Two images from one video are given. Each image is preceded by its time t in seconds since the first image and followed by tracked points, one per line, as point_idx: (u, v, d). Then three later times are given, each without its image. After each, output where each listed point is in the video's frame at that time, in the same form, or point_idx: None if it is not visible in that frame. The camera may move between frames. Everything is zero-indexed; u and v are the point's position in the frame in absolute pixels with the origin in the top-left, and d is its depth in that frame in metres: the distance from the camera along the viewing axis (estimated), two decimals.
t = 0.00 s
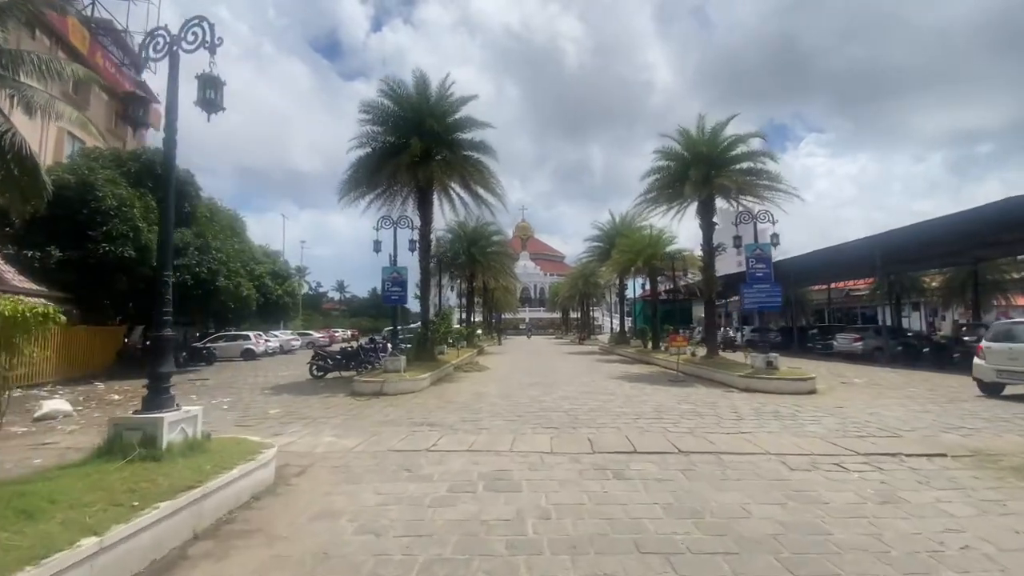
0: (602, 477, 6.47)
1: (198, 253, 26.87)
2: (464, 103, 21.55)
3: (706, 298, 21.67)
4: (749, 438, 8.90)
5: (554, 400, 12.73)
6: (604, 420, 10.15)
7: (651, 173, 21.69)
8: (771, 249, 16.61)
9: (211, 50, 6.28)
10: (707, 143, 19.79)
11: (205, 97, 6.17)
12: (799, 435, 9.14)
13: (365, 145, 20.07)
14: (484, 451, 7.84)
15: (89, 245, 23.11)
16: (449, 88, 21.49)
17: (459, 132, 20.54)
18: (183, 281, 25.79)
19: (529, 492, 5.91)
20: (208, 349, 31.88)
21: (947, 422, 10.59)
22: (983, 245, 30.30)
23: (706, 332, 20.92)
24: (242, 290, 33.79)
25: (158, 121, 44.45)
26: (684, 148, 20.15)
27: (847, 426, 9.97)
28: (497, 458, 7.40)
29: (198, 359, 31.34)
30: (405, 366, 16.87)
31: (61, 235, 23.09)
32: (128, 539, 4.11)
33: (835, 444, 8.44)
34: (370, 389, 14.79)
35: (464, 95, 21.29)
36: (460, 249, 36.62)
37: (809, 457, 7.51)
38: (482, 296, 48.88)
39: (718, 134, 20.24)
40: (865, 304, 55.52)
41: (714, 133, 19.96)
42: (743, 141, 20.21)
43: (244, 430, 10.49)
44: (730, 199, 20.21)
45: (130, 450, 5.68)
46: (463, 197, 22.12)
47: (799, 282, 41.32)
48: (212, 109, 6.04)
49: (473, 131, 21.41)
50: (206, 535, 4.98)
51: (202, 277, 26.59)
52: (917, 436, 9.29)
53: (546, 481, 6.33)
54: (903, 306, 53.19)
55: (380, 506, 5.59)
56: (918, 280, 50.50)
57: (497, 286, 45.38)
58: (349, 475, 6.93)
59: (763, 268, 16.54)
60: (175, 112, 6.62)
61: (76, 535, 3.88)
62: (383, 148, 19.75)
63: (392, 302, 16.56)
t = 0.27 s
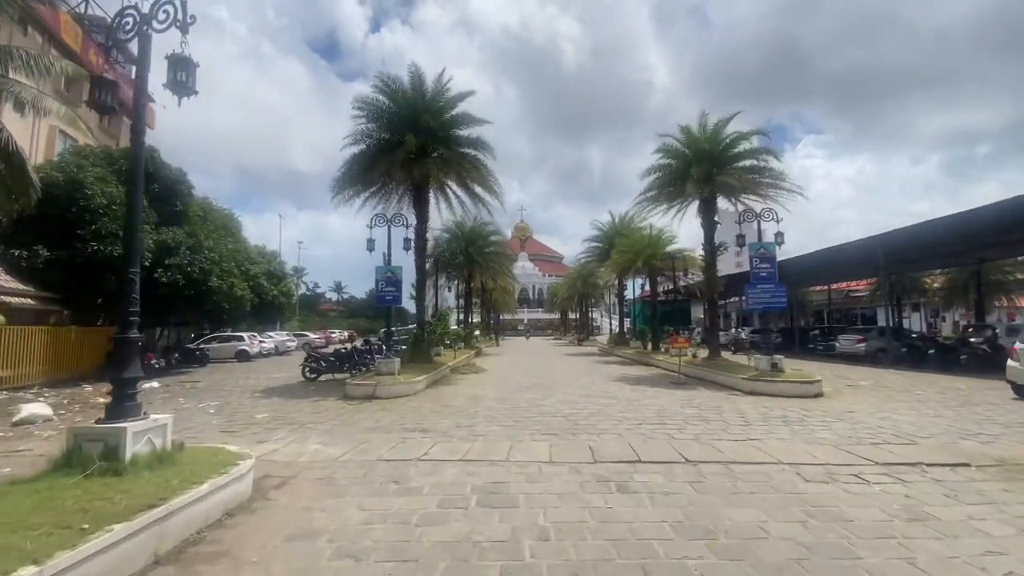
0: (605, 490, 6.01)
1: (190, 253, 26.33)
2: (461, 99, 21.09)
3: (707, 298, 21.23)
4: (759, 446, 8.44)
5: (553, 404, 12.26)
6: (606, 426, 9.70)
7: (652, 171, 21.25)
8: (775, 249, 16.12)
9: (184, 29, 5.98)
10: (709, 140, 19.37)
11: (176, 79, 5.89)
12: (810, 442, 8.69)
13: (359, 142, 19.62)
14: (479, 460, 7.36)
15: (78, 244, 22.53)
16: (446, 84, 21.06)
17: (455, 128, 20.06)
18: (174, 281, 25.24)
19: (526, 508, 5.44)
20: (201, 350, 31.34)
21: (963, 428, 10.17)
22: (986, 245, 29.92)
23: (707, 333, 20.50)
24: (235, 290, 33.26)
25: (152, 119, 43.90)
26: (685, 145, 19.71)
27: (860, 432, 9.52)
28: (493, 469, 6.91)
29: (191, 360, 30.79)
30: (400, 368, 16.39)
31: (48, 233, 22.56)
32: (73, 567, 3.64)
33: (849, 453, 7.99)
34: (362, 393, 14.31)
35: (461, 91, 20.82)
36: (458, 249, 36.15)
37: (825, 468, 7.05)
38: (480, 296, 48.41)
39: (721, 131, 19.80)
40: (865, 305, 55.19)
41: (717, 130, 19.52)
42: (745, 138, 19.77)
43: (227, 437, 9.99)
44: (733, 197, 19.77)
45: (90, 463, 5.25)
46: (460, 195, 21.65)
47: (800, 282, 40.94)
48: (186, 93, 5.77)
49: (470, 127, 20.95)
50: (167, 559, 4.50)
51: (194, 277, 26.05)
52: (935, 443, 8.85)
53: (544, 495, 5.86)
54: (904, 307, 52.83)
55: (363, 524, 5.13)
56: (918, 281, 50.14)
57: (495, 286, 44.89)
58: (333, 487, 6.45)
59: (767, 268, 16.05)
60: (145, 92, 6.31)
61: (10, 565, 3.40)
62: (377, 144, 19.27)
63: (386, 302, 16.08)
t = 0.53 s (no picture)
0: (604, 506, 5.58)
1: (181, 253, 25.84)
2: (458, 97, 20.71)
3: (708, 300, 20.82)
4: (766, 456, 8.01)
5: (549, 410, 11.82)
6: (604, 434, 9.27)
7: (651, 170, 20.87)
8: (777, 250, 15.67)
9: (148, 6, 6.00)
10: (710, 139, 18.99)
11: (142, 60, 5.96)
12: (820, 452, 8.28)
13: (353, 140, 19.20)
14: (470, 472, 6.93)
15: (67, 244, 22.14)
16: (442, 81, 20.65)
17: (452, 126, 19.63)
18: (164, 282, 24.75)
19: (520, 528, 5.00)
20: (194, 352, 31.07)
21: (977, 437, 9.76)
22: (989, 248, 29.56)
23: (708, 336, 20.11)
24: (228, 291, 32.75)
25: (146, 118, 43.35)
26: (685, 144, 19.33)
27: (870, 441, 9.11)
28: (485, 482, 6.47)
29: (182, 362, 30.36)
30: (392, 372, 15.92)
31: (35, 233, 22.07)
32: None
33: (862, 465, 7.56)
34: (353, 397, 13.86)
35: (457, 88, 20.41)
36: (454, 250, 35.73)
37: (838, 482, 6.62)
38: (478, 298, 47.98)
39: (722, 130, 19.42)
40: (865, 307, 54.87)
41: (718, 129, 19.14)
42: (747, 137, 19.39)
43: (208, 444, 9.53)
44: (735, 197, 19.39)
45: (42, 478, 4.79)
46: (456, 194, 21.22)
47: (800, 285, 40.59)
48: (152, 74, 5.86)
49: (467, 126, 20.55)
50: None
51: (186, 278, 25.56)
52: (949, 454, 8.44)
53: (540, 512, 5.42)
54: (903, 310, 52.51)
55: (340, 547, 4.69)
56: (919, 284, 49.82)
57: (493, 288, 44.45)
58: (313, 502, 6.01)
59: (770, 269, 15.60)
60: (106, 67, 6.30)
61: None
62: (371, 142, 18.85)
63: (379, 304, 15.61)
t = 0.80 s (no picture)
0: (603, 524, 5.10)
1: (171, 253, 25.32)
2: (455, 94, 20.27)
3: (708, 302, 20.36)
4: (774, 466, 7.55)
5: (545, 415, 11.35)
6: (603, 442, 8.81)
7: (651, 169, 20.44)
8: (781, 250, 15.24)
9: None
10: (711, 137, 18.57)
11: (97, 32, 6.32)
12: (830, 462, 7.83)
13: (346, 137, 18.71)
14: (459, 484, 6.45)
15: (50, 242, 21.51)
16: (438, 78, 20.21)
17: (447, 123, 19.17)
18: (153, 282, 24.27)
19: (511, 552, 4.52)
20: (184, 354, 30.70)
21: (991, 445, 9.32)
22: (992, 249, 29.17)
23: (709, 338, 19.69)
24: (220, 292, 32.18)
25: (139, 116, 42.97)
26: (686, 142, 18.90)
27: (882, 449, 8.66)
28: (474, 496, 5.99)
29: (173, 364, 29.92)
30: (384, 375, 15.44)
31: (20, 231, 21.54)
32: None
33: (878, 476, 7.09)
34: (342, 401, 13.38)
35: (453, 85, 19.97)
36: (451, 251, 35.26)
37: (855, 497, 6.15)
38: (475, 299, 47.50)
39: (724, 128, 19.01)
40: (864, 310, 54.52)
41: (719, 127, 18.71)
42: (749, 135, 18.96)
43: (186, 451, 9.05)
44: (736, 197, 18.97)
45: None
46: (453, 193, 20.74)
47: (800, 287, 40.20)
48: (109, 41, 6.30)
49: (463, 123, 20.10)
50: None
51: (175, 278, 25.07)
52: (967, 463, 7.99)
53: (533, 532, 4.95)
54: (903, 313, 52.16)
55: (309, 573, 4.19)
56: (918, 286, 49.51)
57: (490, 290, 43.98)
58: (287, 517, 5.52)
59: (773, 270, 15.17)
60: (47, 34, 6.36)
61: None
62: (364, 139, 18.39)
63: (371, 305, 15.10)
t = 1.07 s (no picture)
0: (606, 546, 4.66)
1: (162, 252, 24.88)
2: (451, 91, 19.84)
3: (710, 304, 19.91)
4: (786, 477, 7.12)
5: (543, 421, 10.90)
6: (604, 450, 8.36)
7: (652, 167, 20.03)
8: (787, 250, 14.89)
9: None
10: (714, 134, 18.16)
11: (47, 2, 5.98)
12: (844, 472, 7.40)
13: (340, 134, 18.27)
14: (450, 498, 6.00)
15: (37, 241, 21.01)
16: (435, 73, 19.76)
17: (444, 119, 18.71)
18: (143, 282, 23.82)
19: None
20: (177, 355, 30.46)
21: (1011, 452, 8.89)
22: (996, 250, 28.77)
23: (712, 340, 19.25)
24: (214, 292, 31.68)
25: (133, 115, 42.50)
26: (687, 139, 18.49)
27: (898, 458, 8.23)
28: (466, 511, 5.55)
29: (165, 365, 29.61)
30: (378, 378, 14.98)
31: (6, 229, 21.09)
32: None
33: (897, 488, 6.66)
34: (333, 404, 12.92)
35: (450, 81, 19.52)
36: (449, 252, 34.81)
37: (876, 512, 5.73)
38: (473, 300, 47.05)
39: (727, 125, 18.58)
40: (864, 312, 54.14)
41: (720, 124, 18.31)
42: (751, 132, 18.56)
43: (164, 459, 8.58)
44: (739, 195, 18.55)
45: None
46: (449, 192, 20.30)
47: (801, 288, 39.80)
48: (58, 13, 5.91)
49: (460, 120, 19.66)
50: None
51: (166, 277, 24.62)
52: (988, 472, 7.57)
53: (530, 554, 4.50)
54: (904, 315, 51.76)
55: None
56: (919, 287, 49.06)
57: (489, 290, 43.55)
58: (262, 535, 5.08)
59: (779, 270, 14.81)
60: None
61: None
62: (358, 135, 17.94)
63: (364, 305, 14.63)
